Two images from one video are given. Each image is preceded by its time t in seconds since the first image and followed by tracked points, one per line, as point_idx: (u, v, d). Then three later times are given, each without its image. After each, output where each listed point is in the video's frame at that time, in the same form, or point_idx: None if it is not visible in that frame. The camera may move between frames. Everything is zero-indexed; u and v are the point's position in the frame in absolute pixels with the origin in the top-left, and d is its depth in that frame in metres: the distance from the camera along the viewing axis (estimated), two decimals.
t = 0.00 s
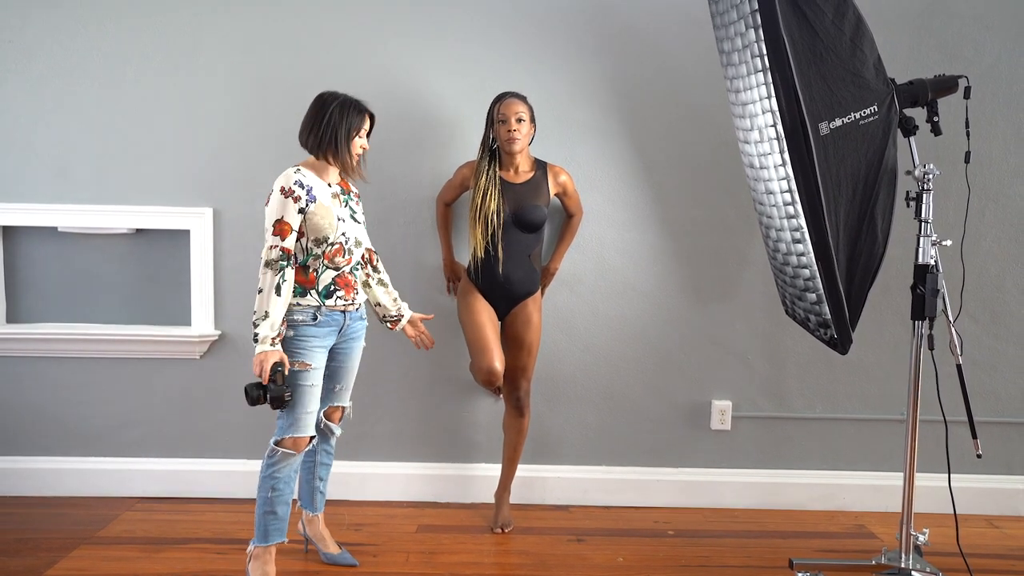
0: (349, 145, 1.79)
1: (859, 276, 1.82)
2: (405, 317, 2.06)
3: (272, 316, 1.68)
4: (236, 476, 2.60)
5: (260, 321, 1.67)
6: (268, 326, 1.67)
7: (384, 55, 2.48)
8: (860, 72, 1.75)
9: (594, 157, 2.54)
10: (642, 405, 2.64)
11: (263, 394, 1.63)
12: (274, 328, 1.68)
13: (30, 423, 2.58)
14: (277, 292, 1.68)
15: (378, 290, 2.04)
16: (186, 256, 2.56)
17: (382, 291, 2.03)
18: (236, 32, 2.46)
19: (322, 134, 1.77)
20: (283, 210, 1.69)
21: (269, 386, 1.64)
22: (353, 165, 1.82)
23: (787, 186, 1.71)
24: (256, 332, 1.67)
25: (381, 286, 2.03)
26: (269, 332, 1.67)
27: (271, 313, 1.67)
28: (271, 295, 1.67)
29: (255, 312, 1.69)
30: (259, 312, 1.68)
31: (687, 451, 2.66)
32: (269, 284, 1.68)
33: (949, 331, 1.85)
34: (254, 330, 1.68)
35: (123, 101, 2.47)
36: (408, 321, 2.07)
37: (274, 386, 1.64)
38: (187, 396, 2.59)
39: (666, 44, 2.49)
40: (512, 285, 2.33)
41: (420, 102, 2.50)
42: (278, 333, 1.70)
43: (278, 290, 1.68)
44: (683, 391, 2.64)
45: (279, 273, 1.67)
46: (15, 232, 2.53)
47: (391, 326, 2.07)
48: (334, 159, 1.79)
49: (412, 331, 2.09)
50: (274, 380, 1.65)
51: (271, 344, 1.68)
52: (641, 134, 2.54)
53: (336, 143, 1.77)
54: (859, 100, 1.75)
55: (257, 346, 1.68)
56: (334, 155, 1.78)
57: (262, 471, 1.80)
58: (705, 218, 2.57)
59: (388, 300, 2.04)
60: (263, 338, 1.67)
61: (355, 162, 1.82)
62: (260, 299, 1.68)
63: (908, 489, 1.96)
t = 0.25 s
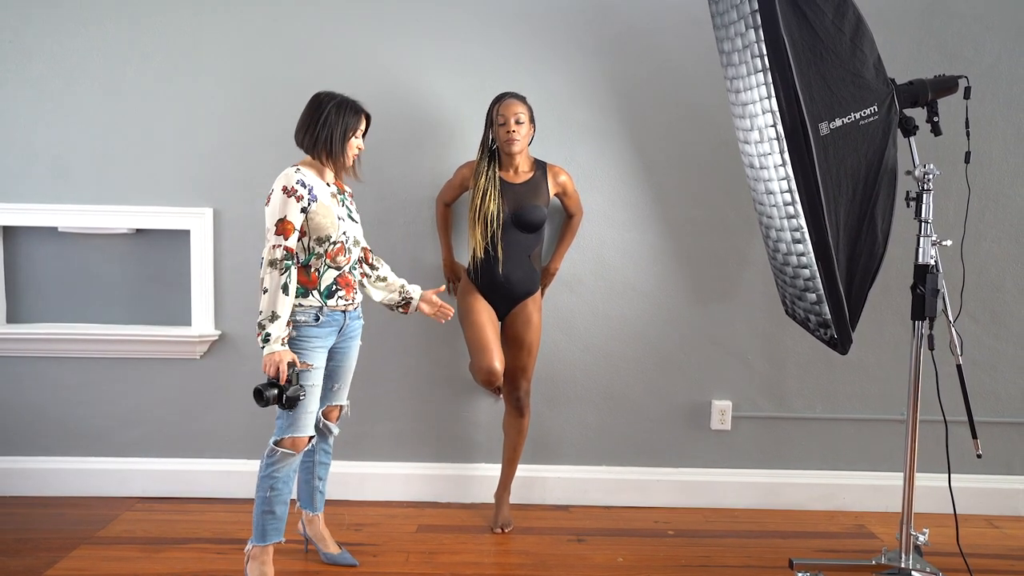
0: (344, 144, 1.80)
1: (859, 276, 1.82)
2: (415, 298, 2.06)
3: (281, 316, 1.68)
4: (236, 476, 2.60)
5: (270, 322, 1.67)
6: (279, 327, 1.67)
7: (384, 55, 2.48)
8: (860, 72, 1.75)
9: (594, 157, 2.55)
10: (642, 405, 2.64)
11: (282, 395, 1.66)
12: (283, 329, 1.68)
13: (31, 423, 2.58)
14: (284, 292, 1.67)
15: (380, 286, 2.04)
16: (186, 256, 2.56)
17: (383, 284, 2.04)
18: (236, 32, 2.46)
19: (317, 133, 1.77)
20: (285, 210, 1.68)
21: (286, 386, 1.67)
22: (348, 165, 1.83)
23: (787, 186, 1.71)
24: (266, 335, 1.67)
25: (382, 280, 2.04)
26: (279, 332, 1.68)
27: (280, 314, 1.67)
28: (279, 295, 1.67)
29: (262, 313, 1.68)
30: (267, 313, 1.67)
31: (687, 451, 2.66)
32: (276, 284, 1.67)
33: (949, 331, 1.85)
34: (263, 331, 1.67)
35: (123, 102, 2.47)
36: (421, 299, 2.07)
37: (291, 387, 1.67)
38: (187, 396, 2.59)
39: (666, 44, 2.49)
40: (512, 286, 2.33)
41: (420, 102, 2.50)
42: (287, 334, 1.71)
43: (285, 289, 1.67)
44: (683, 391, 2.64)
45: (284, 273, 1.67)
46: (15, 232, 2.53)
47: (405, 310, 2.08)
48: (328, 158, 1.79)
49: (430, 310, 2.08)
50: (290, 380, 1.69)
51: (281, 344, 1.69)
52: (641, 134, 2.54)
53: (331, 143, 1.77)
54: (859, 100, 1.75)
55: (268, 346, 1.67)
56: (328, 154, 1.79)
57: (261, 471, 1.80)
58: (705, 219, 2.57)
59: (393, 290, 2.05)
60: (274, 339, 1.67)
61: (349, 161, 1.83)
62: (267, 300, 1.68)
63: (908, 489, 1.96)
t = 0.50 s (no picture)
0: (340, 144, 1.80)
1: (859, 276, 1.82)
2: (409, 298, 2.07)
3: (282, 317, 1.68)
4: (235, 476, 2.60)
5: (270, 324, 1.67)
6: (280, 328, 1.68)
7: (384, 54, 2.48)
8: (860, 72, 1.75)
9: (594, 157, 2.55)
10: (642, 405, 2.64)
11: (285, 395, 1.68)
12: (284, 330, 1.69)
13: (30, 423, 2.58)
14: (283, 293, 1.68)
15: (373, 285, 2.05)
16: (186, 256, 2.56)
17: (377, 284, 2.05)
18: (236, 31, 2.46)
19: (314, 133, 1.77)
20: (281, 211, 1.68)
21: (290, 387, 1.69)
22: (344, 165, 1.83)
23: (787, 186, 1.71)
24: (268, 337, 1.67)
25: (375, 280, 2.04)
26: (280, 334, 1.68)
27: (281, 316, 1.68)
28: (278, 297, 1.67)
29: (261, 315, 1.68)
30: (266, 315, 1.67)
31: (687, 451, 2.66)
32: (274, 286, 1.67)
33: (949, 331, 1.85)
34: (263, 333, 1.67)
35: (123, 101, 2.47)
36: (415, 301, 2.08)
37: (295, 388, 1.70)
38: (187, 396, 2.59)
39: (666, 44, 2.49)
40: (512, 286, 2.33)
41: (420, 102, 2.50)
42: (287, 335, 1.72)
43: (284, 291, 1.68)
44: (684, 391, 2.64)
45: (282, 274, 1.67)
46: (15, 232, 2.53)
47: (397, 312, 2.07)
48: (325, 159, 1.80)
49: (422, 311, 2.09)
50: (293, 381, 1.71)
51: (282, 345, 1.69)
52: (641, 134, 2.54)
53: (328, 144, 1.78)
54: (859, 100, 1.75)
55: (269, 348, 1.67)
56: (326, 155, 1.79)
57: (261, 471, 1.80)
58: (705, 219, 2.57)
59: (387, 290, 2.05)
60: (275, 340, 1.67)
61: (346, 162, 1.83)
62: (266, 302, 1.67)
63: (908, 489, 1.96)
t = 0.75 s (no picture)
0: (339, 143, 1.79)
1: (859, 276, 1.82)
2: (400, 290, 2.06)
3: (277, 320, 1.67)
4: (235, 476, 2.60)
5: (265, 326, 1.67)
6: (274, 330, 1.67)
7: (384, 54, 2.48)
8: (859, 72, 1.75)
9: (594, 157, 2.55)
10: (642, 405, 2.64)
11: (278, 397, 1.68)
12: (279, 332, 1.69)
13: (30, 423, 2.58)
14: (279, 295, 1.67)
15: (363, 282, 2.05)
16: (186, 256, 2.56)
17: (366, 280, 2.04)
18: (236, 31, 2.46)
19: (313, 133, 1.76)
20: (278, 212, 1.68)
21: (284, 389, 1.69)
22: (343, 164, 1.82)
23: (787, 186, 1.71)
24: (262, 338, 1.67)
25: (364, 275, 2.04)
26: (275, 336, 1.68)
27: (276, 318, 1.67)
28: (274, 299, 1.67)
29: (257, 317, 1.68)
30: (262, 317, 1.67)
31: (687, 451, 2.66)
32: (271, 288, 1.67)
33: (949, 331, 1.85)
34: (258, 334, 1.67)
35: (123, 102, 2.47)
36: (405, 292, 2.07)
37: (288, 389, 1.70)
38: (187, 396, 2.59)
39: (666, 44, 2.49)
40: (512, 286, 2.33)
41: (420, 102, 2.50)
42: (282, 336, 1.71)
43: (281, 293, 1.67)
44: (684, 391, 2.64)
45: (279, 276, 1.66)
46: (15, 232, 2.52)
47: (389, 305, 2.07)
48: (325, 158, 1.79)
49: (415, 300, 2.07)
50: (286, 383, 1.71)
51: (277, 347, 1.69)
52: (640, 134, 2.54)
53: (328, 143, 1.77)
54: (859, 100, 1.75)
55: (263, 349, 1.67)
56: (325, 155, 1.78)
57: (264, 471, 1.80)
58: (705, 219, 2.57)
59: (377, 285, 2.06)
60: (269, 342, 1.67)
61: (344, 161, 1.83)
62: (262, 303, 1.67)
63: (908, 489, 1.96)
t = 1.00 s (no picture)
0: (329, 138, 1.80)
1: (859, 276, 1.82)
2: (389, 266, 2.06)
3: (277, 320, 1.67)
4: (235, 476, 2.60)
5: (266, 326, 1.67)
6: (275, 331, 1.67)
7: (384, 54, 2.48)
8: (859, 72, 1.75)
9: (594, 157, 2.55)
10: (642, 405, 2.64)
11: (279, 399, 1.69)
12: (280, 333, 1.68)
13: (31, 423, 2.58)
14: (280, 294, 1.67)
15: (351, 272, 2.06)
16: (186, 256, 2.56)
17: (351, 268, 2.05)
18: (236, 31, 2.46)
19: (303, 130, 1.77)
20: (277, 211, 1.68)
21: (285, 392, 1.70)
22: (335, 160, 1.83)
23: (787, 186, 1.71)
24: (263, 340, 1.66)
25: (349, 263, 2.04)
26: (276, 337, 1.67)
27: (276, 318, 1.67)
28: (274, 298, 1.67)
29: (258, 317, 1.67)
30: (262, 317, 1.67)
31: (687, 452, 2.66)
32: (271, 287, 1.67)
33: (949, 331, 1.85)
34: (259, 335, 1.66)
35: (123, 102, 2.47)
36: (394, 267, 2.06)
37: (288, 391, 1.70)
38: (187, 396, 2.59)
39: (665, 44, 2.49)
40: (511, 286, 2.33)
41: (420, 102, 2.50)
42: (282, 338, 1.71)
43: (281, 292, 1.67)
44: (684, 391, 2.64)
45: (279, 275, 1.66)
46: (15, 233, 2.53)
47: (384, 284, 2.07)
48: (317, 155, 1.79)
49: (406, 272, 2.06)
50: (287, 385, 1.71)
51: (278, 349, 1.69)
52: (640, 134, 2.54)
53: (319, 139, 1.78)
54: (859, 100, 1.75)
55: (264, 351, 1.67)
56: (317, 151, 1.79)
57: (266, 471, 1.83)
58: (705, 219, 2.57)
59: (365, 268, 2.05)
60: (271, 343, 1.66)
61: (336, 157, 1.84)
62: (262, 304, 1.67)
63: (908, 489, 1.96)
